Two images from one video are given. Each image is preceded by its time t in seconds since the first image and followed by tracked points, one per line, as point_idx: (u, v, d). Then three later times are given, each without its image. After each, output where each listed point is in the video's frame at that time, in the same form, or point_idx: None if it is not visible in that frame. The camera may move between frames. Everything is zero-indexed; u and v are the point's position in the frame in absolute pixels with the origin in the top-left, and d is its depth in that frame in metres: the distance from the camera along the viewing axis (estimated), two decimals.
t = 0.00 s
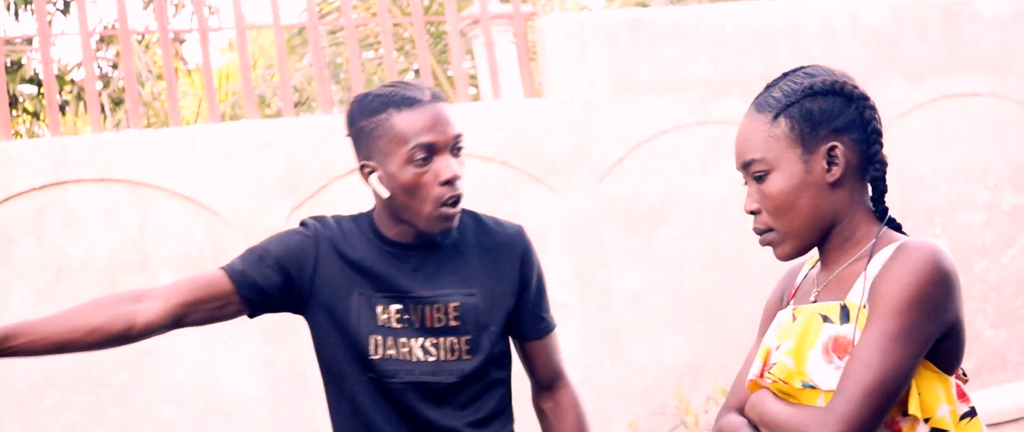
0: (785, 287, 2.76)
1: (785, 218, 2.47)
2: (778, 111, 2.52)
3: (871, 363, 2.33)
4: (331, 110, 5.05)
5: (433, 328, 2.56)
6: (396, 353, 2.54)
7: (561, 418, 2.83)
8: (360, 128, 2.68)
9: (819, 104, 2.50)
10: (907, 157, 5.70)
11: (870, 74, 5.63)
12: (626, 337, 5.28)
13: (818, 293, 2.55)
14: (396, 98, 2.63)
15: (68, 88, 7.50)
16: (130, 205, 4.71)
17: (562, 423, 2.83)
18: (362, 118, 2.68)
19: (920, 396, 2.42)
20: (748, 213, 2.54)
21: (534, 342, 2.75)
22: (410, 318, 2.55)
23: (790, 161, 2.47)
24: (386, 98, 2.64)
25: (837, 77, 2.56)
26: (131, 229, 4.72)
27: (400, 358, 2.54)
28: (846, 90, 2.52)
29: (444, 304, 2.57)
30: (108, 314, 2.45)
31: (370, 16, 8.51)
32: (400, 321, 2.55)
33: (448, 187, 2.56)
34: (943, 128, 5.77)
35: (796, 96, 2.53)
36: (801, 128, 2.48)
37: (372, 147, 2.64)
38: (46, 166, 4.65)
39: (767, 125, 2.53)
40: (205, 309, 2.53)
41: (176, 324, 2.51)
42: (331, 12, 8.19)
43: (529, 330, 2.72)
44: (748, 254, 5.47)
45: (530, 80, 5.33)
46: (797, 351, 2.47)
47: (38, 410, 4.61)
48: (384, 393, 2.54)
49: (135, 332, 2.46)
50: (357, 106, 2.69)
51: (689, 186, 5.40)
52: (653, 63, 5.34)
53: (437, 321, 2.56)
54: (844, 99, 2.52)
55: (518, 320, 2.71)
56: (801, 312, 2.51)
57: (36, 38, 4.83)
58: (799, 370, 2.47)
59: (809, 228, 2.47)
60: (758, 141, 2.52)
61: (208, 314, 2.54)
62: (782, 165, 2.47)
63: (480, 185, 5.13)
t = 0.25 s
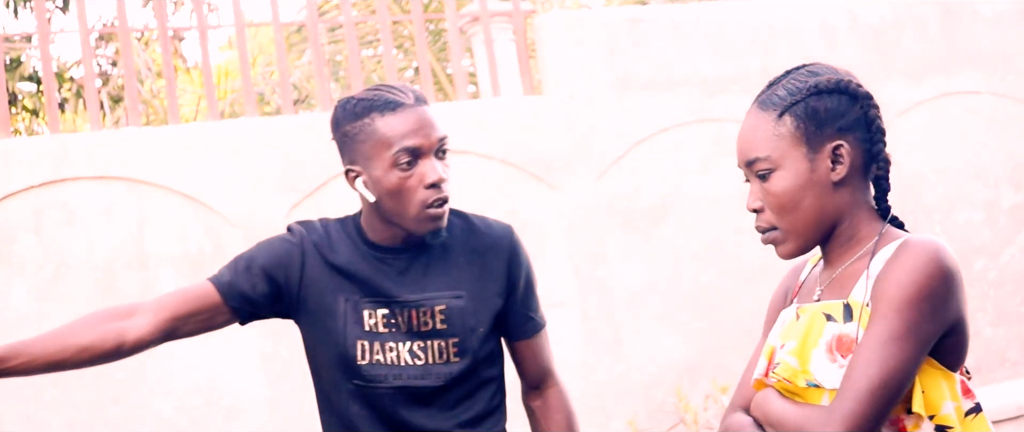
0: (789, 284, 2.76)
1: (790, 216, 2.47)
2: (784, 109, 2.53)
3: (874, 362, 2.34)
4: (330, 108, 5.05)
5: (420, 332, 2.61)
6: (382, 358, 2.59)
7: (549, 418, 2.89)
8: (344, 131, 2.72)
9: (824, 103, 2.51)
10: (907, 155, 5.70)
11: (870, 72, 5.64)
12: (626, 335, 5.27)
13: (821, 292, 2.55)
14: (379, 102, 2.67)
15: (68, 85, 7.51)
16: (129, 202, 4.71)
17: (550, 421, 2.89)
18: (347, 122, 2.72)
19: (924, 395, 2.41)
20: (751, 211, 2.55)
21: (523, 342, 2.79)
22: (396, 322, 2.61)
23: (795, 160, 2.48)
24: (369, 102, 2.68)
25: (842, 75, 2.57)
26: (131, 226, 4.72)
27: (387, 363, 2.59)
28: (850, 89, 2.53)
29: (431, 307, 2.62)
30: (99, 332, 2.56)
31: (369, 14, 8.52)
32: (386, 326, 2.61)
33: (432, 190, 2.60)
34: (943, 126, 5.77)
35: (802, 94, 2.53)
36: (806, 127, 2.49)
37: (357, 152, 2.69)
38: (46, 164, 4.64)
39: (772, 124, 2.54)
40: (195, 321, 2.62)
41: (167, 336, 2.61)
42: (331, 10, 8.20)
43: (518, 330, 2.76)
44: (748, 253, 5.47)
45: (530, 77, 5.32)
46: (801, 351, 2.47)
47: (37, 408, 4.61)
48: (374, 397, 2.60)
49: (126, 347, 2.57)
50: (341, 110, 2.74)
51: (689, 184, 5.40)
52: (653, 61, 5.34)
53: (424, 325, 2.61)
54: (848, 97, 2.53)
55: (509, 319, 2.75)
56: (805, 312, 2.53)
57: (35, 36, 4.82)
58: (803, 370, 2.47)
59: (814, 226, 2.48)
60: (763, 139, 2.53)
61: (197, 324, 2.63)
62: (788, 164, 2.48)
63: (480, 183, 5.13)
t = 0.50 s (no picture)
0: (792, 288, 2.78)
1: (791, 217, 2.51)
2: (785, 111, 2.56)
3: (876, 362, 2.37)
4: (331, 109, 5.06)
5: (414, 335, 2.68)
6: (376, 362, 2.67)
7: (543, 422, 2.89)
8: (337, 135, 2.78)
9: (824, 106, 2.54)
10: (907, 156, 5.71)
11: (870, 73, 5.64)
12: (626, 336, 5.27)
13: (824, 293, 2.58)
14: (371, 106, 2.73)
15: (69, 86, 7.52)
16: (130, 203, 4.71)
17: (543, 422, 2.89)
18: (339, 126, 2.78)
19: (926, 395, 2.46)
20: (752, 212, 2.59)
21: (516, 345, 2.83)
22: (389, 326, 2.68)
23: (796, 162, 2.51)
24: (361, 106, 2.74)
25: (843, 79, 2.60)
26: (132, 227, 4.72)
27: (381, 366, 2.66)
28: (851, 92, 2.56)
29: (424, 310, 2.69)
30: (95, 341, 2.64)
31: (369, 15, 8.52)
32: (380, 330, 2.68)
33: (423, 192, 2.66)
34: (944, 127, 5.77)
35: (803, 97, 2.57)
36: (807, 130, 2.52)
37: (349, 156, 2.75)
38: (46, 164, 4.64)
39: (773, 126, 2.58)
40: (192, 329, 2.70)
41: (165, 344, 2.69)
42: (331, 11, 8.21)
43: (512, 333, 2.80)
44: (749, 253, 5.47)
45: (530, 78, 5.32)
46: (804, 353, 2.51)
47: (37, 409, 4.61)
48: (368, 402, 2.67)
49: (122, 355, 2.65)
50: (333, 114, 2.80)
51: (689, 185, 5.40)
52: (653, 62, 5.34)
53: (418, 328, 2.68)
54: (849, 100, 2.56)
55: (503, 323, 2.79)
56: (809, 313, 2.55)
57: (35, 36, 4.82)
58: (806, 372, 2.51)
59: (815, 227, 2.51)
60: (763, 142, 2.56)
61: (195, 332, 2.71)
62: (789, 166, 2.52)
63: (480, 184, 5.13)
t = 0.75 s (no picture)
0: (793, 286, 2.78)
1: (789, 215, 2.52)
2: (784, 109, 2.56)
3: (870, 363, 2.38)
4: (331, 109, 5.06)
5: (408, 334, 2.68)
6: (370, 363, 2.67)
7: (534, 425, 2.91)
8: (335, 128, 2.81)
9: (824, 104, 2.54)
10: (908, 157, 5.70)
11: (871, 74, 5.64)
12: (626, 337, 5.27)
13: (824, 291, 2.59)
14: (371, 99, 2.76)
15: (69, 86, 7.52)
16: (132, 203, 4.71)
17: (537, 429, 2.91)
18: (338, 119, 2.80)
19: (926, 394, 2.45)
20: (752, 209, 2.60)
21: (510, 347, 2.84)
22: (383, 326, 2.68)
23: (794, 160, 2.51)
24: (361, 100, 2.77)
25: (845, 78, 2.59)
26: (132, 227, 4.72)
27: (375, 368, 2.67)
28: (852, 91, 2.55)
29: (419, 309, 2.70)
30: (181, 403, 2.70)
31: (369, 16, 8.54)
32: (374, 330, 2.69)
33: (419, 187, 2.69)
34: (945, 128, 5.77)
35: (803, 95, 2.56)
36: (805, 128, 2.52)
37: (347, 149, 2.78)
38: (46, 165, 4.64)
39: (773, 123, 2.58)
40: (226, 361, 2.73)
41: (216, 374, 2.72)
42: (331, 10, 8.21)
43: (506, 334, 2.81)
44: (748, 254, 5.47)
45: (530, 79, 5.32)
46: (803, 351, 2.52)
47: (37, 409, 4.61)
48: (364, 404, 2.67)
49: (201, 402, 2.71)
50: (333, 107, 2.82)
51: (690, 185, 5.40)
52: (653, 62, 5.34)
53: (413, 327, 2.68)
54: (849, 100, 2.55)
55: (497, 323, 2.81)
56: (810, 311, 2.56)
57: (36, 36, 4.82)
58: (806, 370, 2.51)
59: (813, 226, 2.52)
60: (763, 140, 2.57)
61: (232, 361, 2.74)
62: (787, 163, 2.52)
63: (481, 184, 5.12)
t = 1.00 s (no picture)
0: (790, 283, 2.79)
1: (767, 214, 2.57)
2: (768, 110, 2.61)
3: (865, 365, 2.36)
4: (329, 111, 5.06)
5: (415, 343, 2.84)
6: (382, 373, 2.82)
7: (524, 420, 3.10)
8: (330, 140, 2.96)
9: (806, 107, 2.55)
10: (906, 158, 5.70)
11: (869, 75, 5.64)
12: (624, 338, 5.27)
13: (818, 292, 2.59)
14: (363, 110, 2.92)
15: (66, 87, 7.51)
16: (130, 205, 4.71)
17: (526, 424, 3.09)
18: (331, 129, 2.97)
19: (918, 398, 2.44)
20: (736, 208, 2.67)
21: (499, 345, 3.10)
22: (393, 336, 2.83)
23: (773, 161, 2.56)
24: (353, 110, 2.93)
25: (834, 80, 2.59)
26: (130, 228, 4.71)
27: (387, 377, 2.82)
28: (836, 93, 2.55)
29: (423, 317, 2.86)
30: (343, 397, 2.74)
31: (367, 17, 8.53)
32: (382, 340, 2.83)
33: (412, 197, 2.83)
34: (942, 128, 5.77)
35: (787, 96, 2.59)
36: (786, 130, 2.55)
37: (340, 159, 2.93)
38: (44, 165, 4.64)
39: (758, 124, 2.63)
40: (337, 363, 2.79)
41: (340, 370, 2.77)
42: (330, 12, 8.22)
43: (496, 333, 3.09)
44: (746, 255, 5.48)
45: (528, 80, 5.34)
46: (796, 353, 2.53)
47: (34, 410, 4.59)
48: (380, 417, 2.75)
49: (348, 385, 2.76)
50: (327, 120, 2.98)
51: (688, 186, 5.40)
52: (651, 64, 5.34)
53: (419, 334, 2.84)
54: (833, 102, 2.55)
55: (489, 324, 3.08)
56: (803, 312, 2.57)
57: (33, 38, 4.81)
58: (798, 372, 2.52)
59: (792, 226, 2.55)
60: (748, 139, 2.63)
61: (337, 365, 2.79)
62: (765, 164, 2.57)
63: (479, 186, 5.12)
